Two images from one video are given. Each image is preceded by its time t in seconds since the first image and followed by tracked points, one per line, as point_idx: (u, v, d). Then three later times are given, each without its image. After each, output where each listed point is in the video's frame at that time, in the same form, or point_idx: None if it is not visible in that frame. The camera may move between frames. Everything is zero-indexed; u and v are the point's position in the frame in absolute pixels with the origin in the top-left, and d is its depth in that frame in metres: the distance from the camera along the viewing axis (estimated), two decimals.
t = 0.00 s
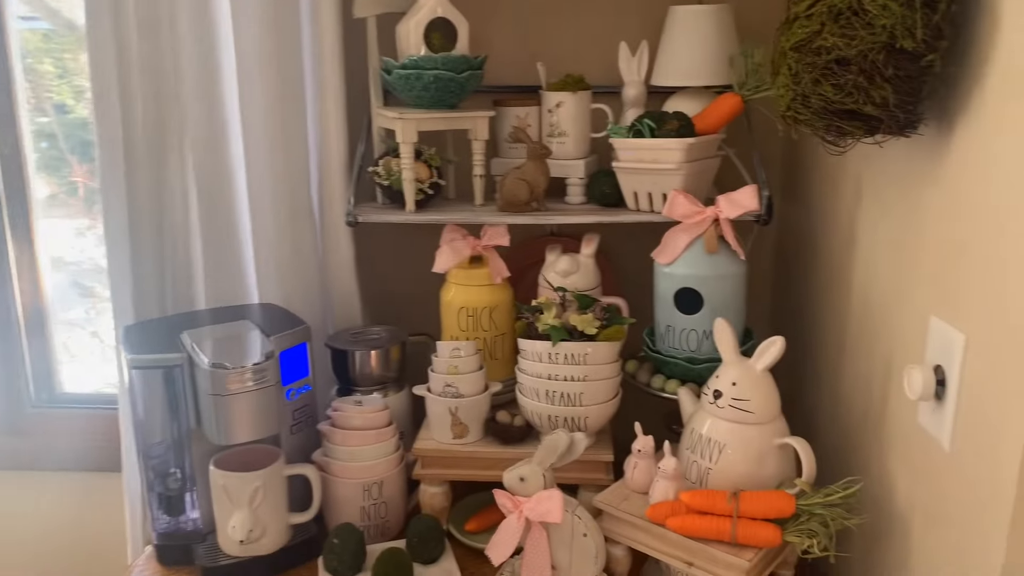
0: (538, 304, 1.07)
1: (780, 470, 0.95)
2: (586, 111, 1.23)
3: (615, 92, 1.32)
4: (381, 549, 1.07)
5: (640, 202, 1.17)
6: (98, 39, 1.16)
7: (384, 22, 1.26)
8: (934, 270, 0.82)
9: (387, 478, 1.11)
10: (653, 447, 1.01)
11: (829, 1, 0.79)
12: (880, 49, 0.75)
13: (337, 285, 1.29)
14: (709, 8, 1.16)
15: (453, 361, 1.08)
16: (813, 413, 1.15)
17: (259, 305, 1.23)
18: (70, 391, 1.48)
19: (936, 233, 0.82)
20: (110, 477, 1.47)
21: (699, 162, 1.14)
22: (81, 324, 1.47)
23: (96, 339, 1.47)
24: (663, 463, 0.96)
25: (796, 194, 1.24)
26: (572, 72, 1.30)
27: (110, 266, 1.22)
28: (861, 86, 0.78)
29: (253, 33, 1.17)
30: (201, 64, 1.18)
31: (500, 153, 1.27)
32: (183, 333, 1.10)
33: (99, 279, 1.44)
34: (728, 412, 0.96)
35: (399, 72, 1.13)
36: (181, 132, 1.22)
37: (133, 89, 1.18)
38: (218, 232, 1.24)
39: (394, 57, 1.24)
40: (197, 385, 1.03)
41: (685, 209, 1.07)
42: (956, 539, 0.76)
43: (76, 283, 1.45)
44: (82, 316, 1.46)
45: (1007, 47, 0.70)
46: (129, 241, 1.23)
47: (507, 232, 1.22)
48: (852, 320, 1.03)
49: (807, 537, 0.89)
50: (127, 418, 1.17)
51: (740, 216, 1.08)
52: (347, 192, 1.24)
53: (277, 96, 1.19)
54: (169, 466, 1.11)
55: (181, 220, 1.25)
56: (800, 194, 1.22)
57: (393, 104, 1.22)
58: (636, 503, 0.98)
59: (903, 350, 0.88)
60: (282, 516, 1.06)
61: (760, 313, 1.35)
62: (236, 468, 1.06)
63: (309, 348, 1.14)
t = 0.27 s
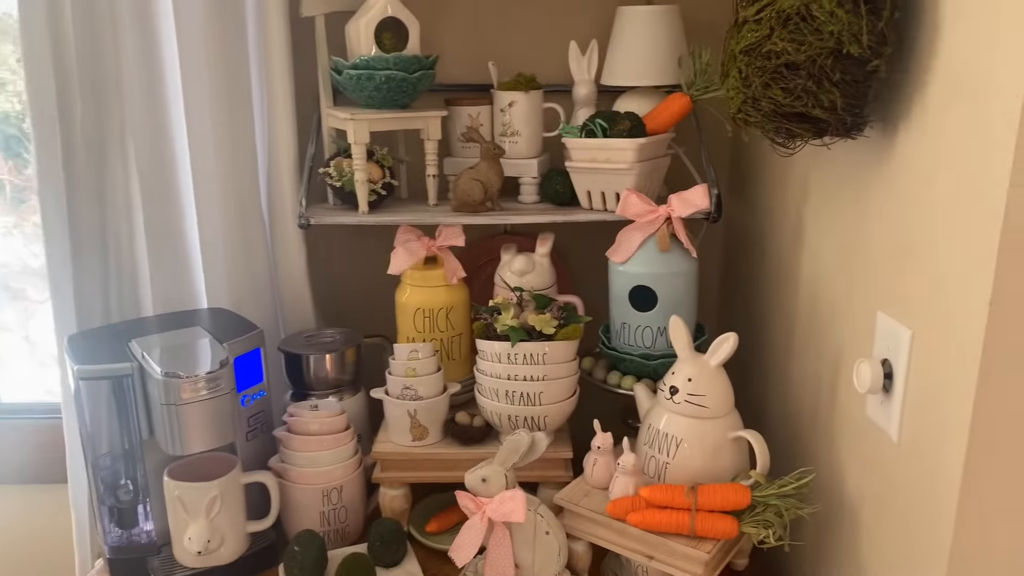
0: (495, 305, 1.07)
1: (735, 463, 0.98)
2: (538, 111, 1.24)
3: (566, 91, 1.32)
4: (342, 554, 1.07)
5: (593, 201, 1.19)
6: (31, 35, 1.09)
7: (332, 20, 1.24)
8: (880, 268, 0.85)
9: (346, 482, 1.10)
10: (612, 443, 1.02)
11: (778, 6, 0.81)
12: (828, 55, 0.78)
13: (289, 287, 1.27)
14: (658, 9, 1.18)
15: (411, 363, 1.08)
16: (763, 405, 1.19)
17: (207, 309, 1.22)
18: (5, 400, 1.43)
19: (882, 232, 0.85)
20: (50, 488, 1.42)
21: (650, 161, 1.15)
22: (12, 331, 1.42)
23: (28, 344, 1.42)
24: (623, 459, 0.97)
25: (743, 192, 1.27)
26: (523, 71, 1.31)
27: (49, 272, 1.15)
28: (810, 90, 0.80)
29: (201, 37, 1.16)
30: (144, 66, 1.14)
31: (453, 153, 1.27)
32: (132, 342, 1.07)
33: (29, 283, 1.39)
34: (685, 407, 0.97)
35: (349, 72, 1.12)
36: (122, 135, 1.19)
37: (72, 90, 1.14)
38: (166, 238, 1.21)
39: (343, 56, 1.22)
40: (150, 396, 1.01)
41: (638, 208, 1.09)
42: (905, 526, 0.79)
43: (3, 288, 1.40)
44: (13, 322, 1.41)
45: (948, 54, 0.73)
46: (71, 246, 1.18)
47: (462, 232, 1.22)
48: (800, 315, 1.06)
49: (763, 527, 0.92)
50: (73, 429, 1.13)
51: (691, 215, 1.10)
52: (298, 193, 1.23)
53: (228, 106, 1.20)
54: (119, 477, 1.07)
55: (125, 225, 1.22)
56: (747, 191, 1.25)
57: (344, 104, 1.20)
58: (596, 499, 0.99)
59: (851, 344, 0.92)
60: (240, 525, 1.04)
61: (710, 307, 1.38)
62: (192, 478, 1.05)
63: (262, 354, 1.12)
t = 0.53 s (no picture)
0: (467, 315, 1.07)
1: (707, 470, 0.99)
2: (507, 119, 1.24)
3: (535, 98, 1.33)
4: (316, 568, 1.06)
5: (563, 209, 1.19)
6: None
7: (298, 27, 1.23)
8: (846, 278, 0.87)
9: (318, 495, 1.10)
10: (585, 452, 1.03)
11: (744, 21, 0.82)
12: (794, 71, 0.79)
13: (258, 297, 1.26)
14: (625, 17, 1.18)
15: (383, 374, 1.08)
16: (731, 409, 1.21)
17: (173, 321, 1.21)
18: None
19: (848, 243, 0.87)
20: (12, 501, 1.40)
21: (619, 170, 1.16)
22: None
23: None
24: (595, 468, 0.98)
25: (709, 199, 1.28)
26: (491, 78, 1.31)
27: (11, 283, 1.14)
28: (777, 105, 0.81)
29: (163, 50, 1.16)
30: (103, 75, 1.13)
31: (422, 161, 1.26)
32: (97, 356, 1.06)
33: None
34: (656, 415, 0.98)
35: (317, 82, 1.11)
36: (84, 143, 1.16)
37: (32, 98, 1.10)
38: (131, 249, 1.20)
39: (310, 64, 1.21)
40: (117, 413, 1.00)
41: (607, 216, 1.10)
42: (871, 532, 0.81)
43: None
44: None
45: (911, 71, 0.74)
46: (32, 257, 1.14)
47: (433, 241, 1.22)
48: (767, 321, 1.08)
49: (735, 534, 0.93)
50: (36, 445, 1.11)
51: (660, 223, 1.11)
52: (265, 203, 1.21)
53: (190, 113, 1.18)
54: (85, 494, 1.06)
55: (89, 235, 1.18)
56: (714, 199, 1.26)
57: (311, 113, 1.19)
58: (570, 508, 1.00)
59: (818, 351, 0.94)
60: (212, 540, 1.03)
61: (678, 311, 1.39)
62: (160, 493, 1.03)
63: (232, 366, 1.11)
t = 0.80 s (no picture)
0: (453, 325, 1.07)
1: (694, 479, 0.99)
2: (491, 126, 1.23)
3: (518, 105, 1.32)
4: None
5: (548, 217, 1.19)
6: None
7: (279, 34, 1.21)
8: (832, 289, 0.87)
9: (303, 507, 1.09)
10: (572, 462, 1.03)
11: (729, 33, 0.82)
12: (779, 83, 0.79)
13: (240, 307, 1.25)
14: (609, 25, 1.18)
15: (367, 386, 1.07)
16: (716, 416, 1.21)
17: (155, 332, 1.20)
18: None
19: (834, 254, 0.87)
20: None
21: (603, 178, 1.16)
22: None
23: None
24: (582, 479, 0.97)
25: (693, 206, 1.28)
26: (475, 85, 1.30)
27: None
28: (761, 117, 0.81)
29: (142, 60, 1.15)
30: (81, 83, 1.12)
31: (406, 168, 1.26)
32: (75, 369, 1.04)
33: None
34: (643, 425, 0.98)
35: (299, 91, 1.10)
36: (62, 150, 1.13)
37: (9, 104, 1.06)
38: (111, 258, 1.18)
39: (291, 71, 1.20)
40: (97, 428, 0.99)
41: (592, 225, 1.10)
42: (858, 542, 0.81)
43: None
44: None
45: (895, 85, 0.75)
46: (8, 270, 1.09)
47: (417, 250, 1.21)
48: (752, 330, 1.08)
49: (722, 544, 0.93)
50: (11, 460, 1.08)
51: (645, 232, 1.10)
52: (247, 212, 1.20)
53: (174, 129, 1.18)
54: (65, 510, 1.04)
55: (68, 248, 1.13)
56: (697, 206, 1.26)
57: (293, 121, 1.18)
58: (557, 519, 1.00)
59: (803, 361, 0.94)
60: (196, 555, 1.02)
61: (663, 318, 1.39)
62: (141, 509, 1.02)
63: (214, 379, 1.10)
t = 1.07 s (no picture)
0: (445, 339, 1.05)
1: (688, 495, 0.99)
2: (482, 137, 1.22)
3: (509, 115, 1.31)
4: None
5: (540, 229, 1.18)
6: None
7: (267, 45, 1.20)
8: (827, 305, 0.87)
9: (294, 525, 1.07)
10: (565, 478, 1.02)
11: (723, 47, 0.82)
12: (773, 98, 0.79)
13: (229, 320, 1.23)
14: (600, 36, 1.17)
15: (358, 401, 1.06)
16: (710, 429, 1.20)
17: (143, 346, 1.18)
18: None
19: (829, 269, 0.86)
20: None
21: (596, 189, 1.15)
22: None
23: None
24: (576, 495, 0.96)
25: (685, 217, 1.27)
26: (465, 95, 1.29)
27: None
28: (756, 132, 0.81)
29: (128, 70, 1.13)
30: (66, 94, 1.10)
31: (397, 180, 1.24)
32: (61, 386, 1.01)
33: None
34: (637, 441, 0.97)
35: (288, 102, 1.08)
36: (47, 160, 1.10)
37: None
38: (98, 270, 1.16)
39: (280, 82, 1.18)
40: (83, 448, 0.97)
41: (585, 237, 1.09)
42: (854, 560, 0.81)
43: None
44: None
45: (890, 102, 0.74)
46: None
47: (408, 262, 1.20)
48: (745, 343, 1.08)
49: (717, 561, 0.92)
50: None
51: (638, 244, 1.10)
52: (236, 225, 1.19)
53: (162, 140, 1.16)
54: (51, 529, 1.03)
55: (53, 254, 1.11)
56: (689, 218, 1.26)
57: (282, 132, 1.16)
58: (551, 535, 0.99)
59: (798, 376, 0.93)
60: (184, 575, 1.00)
61: (655, 328, 1.39)
62: (128, 529, 1.00)
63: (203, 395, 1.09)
